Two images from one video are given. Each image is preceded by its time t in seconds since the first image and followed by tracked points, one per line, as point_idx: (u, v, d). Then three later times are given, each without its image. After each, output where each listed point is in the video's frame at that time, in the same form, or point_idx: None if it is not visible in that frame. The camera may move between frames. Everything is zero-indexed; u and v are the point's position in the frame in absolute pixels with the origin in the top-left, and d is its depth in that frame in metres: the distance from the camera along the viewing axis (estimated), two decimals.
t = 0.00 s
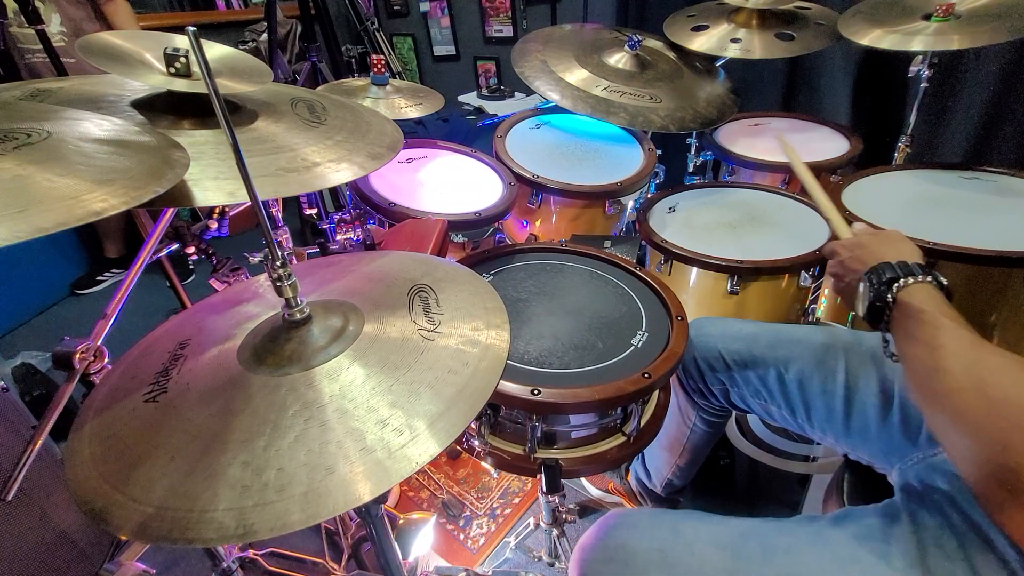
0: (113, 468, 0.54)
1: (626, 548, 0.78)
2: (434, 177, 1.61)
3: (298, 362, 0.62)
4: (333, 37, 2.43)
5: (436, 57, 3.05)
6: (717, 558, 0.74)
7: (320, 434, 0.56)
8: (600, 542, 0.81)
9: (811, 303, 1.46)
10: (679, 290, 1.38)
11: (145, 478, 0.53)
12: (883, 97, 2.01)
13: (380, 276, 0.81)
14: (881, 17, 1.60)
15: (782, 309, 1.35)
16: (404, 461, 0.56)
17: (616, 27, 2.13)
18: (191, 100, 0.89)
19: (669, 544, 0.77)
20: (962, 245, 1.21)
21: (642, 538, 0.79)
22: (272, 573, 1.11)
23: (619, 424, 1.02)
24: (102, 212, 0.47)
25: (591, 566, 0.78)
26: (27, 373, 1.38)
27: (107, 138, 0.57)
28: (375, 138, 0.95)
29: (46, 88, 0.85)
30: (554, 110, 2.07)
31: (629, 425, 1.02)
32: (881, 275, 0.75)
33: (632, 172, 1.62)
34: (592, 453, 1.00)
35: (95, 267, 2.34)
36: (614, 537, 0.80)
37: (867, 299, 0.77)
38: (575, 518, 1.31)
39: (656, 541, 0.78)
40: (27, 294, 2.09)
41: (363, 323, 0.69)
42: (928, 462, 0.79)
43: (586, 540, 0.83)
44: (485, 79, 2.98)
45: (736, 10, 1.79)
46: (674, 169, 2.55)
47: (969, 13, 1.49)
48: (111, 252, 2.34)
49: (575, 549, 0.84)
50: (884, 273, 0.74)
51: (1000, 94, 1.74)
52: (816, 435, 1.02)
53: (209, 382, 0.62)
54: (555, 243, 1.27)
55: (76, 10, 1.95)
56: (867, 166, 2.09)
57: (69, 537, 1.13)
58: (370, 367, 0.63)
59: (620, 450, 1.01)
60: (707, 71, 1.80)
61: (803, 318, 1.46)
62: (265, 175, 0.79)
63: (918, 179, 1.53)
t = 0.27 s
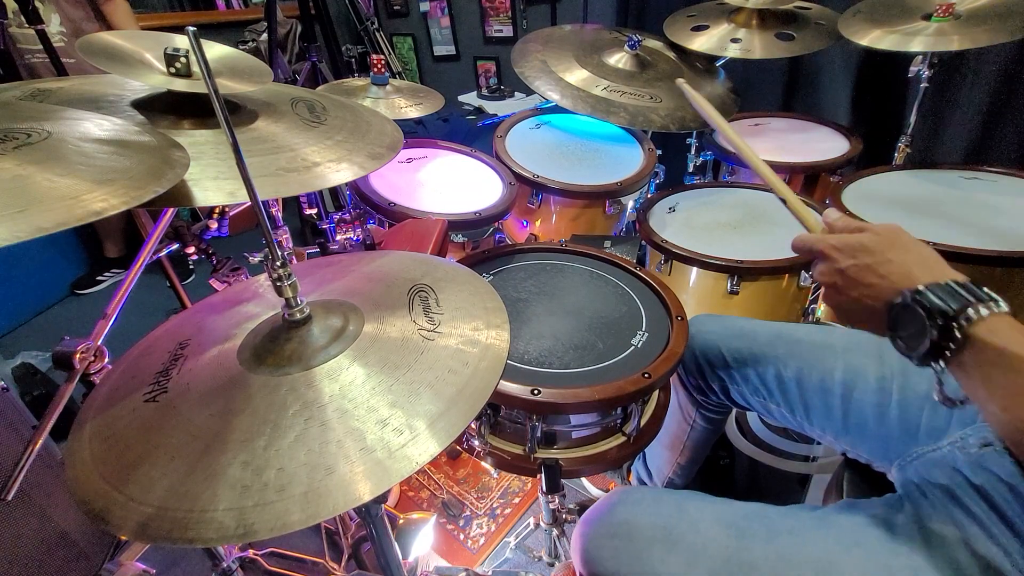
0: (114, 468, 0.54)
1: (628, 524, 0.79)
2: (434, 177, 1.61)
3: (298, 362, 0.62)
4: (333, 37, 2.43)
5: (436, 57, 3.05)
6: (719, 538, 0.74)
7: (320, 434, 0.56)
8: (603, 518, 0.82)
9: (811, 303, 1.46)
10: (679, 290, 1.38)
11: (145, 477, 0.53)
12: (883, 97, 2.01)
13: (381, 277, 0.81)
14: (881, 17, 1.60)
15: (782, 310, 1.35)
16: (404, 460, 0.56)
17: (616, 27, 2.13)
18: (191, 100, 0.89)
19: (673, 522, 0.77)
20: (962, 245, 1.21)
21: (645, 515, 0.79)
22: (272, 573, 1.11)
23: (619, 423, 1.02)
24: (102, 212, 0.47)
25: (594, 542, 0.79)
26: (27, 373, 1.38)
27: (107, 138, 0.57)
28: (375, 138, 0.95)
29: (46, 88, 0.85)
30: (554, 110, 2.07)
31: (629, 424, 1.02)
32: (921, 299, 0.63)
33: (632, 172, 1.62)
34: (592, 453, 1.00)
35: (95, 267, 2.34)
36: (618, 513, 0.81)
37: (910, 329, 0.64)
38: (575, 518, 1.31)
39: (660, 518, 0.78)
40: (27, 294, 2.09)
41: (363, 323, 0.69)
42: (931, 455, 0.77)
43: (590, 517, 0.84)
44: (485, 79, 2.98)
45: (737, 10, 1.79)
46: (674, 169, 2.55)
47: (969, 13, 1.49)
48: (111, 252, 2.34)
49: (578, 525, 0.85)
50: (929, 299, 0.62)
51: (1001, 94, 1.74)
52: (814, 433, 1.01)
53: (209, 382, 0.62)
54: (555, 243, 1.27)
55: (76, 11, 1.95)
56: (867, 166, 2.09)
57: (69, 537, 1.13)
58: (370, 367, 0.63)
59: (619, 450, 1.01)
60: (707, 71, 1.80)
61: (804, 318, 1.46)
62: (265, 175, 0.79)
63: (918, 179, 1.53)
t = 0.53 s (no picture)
0: (114, 469, 0.54)
1: (631, 525, 0.80)
2: (434, 177, 1.61)
3: (297, 362, 0.62)
4: (333, 36, 2.43)
5: (436, 57, 3.05)
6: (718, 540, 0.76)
7: (320, 434, 0.56)
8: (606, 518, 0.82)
9: (811, 303, 1.45)
10: (679, 290, 1.38)
11: (145, 477, 0.53)
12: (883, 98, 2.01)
13: (381, 277, 0.81)
14: (881, 17, 1.60)
15: (782, 310, 1.35)
16: (404, 460, 0.56)
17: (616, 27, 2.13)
18: (191, 100, 0.89)
19: (674, 522, 0.79)
20: (961, 244, 1.21)
21: (649, 515, 0.81)
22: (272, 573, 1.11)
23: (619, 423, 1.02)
24: (102, 212, 0.47)
25: (597, 542, 0.80)
26: (27, 373, 1.38)
27: (107, 137, 0.57)
28: (375, 138, 0.95)
29: (46, 88, 0.85)
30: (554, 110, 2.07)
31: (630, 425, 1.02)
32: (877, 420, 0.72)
33: (632, 172, 1.62)
34: (592, 453, 1.00)
35: (95, 267, 2.34)
36: (622, 514, 0.82)
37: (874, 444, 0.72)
38: (575, 518, 1.31)
39: (661, 520, 0.79)
40: (27, 294, 2.09)
41: (363, 323, 0.69)
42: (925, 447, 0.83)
43: (594, 518, 0.84)
44: (485, 79, 2.98)
45: (737, 10, 1.79)
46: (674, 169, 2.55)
47: (969, 13, 1.49)
48: (111, 252, 2.34)
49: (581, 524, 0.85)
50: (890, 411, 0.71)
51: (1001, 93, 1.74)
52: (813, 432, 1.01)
53: (209, 381, 0.62)
54: (555, 243, 1.27)
55: (76, 10, 1.95)
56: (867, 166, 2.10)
57: (69, 536, 1.13)
58: (370, 367, 0.63)
59: (618, 450, 1.01)
60: (707, 71, 1.80)
61: (803, 318, 1.46)
62: (265, 175, 0.79)
63: (918, 179, 1.53)
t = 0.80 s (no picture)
0: (114, 469, 0.54)
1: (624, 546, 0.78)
2: (434, 177, 1.61)
3: (298, 362, 0.62)
4: (333, 36, 2.43)
5: (436, 57, 3.05)
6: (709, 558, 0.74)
7: (320, 434, 0.56)
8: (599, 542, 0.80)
9: (811, 303, 1.45)
10: (679, 290, 1.38)
11: (146, 477, 0.53)
12: (883, 97, 2.01)
13: (381, 278, 0.81)
14: (881, 17, 1.60)
15: (782, 310, 1.35)
16: (404, 460, 0.56)
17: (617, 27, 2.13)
18: (191, 100, 0.89)
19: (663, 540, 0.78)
20: (960, 244, 1.21)
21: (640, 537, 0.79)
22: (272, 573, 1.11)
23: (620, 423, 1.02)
24: (102, 212, 0.47)
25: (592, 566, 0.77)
26: (27, 373, 1.38)
27: (107, 137, 0.57)
28: (375, 138, 0.95)
29: (46, 88, 0.85)
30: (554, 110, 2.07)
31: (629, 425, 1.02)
32: (879, 445, 0.59)
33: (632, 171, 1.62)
34: (591, 453, 1.00)
35: (95, 267, 2.34)
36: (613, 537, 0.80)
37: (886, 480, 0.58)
38: (576, 518, 1.31)
39: (650, 539, 0.78)
40: (27, 294, 2.09)
41: (363, 323, 0.69)
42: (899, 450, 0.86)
43: (588, 544, 0.82)
44: (485, 79, 2.98)
45: (737, 9, 1.79)
46: (675, 169, 2.55)
47: (969, 13, 1.48)
48: (111, 252, 2.34)
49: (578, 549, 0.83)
50: (893, 435, 0.58)
51: (1002, 93, 1.73)
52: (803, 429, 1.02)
53: (209, 381, 0.62)
54: (555, 243, 1.26)
55: (76, 11, 1.95)
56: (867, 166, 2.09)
57: (70, 537, 1.13)
58: (370, 367, 0.63)
59: (618, 451, 1.01)
60: (707, 71, 1.80)
61: (803, 318, 1.45)
62: (265, 174, 0.78)
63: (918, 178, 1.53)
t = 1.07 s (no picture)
0: (114, 469, 0.54)
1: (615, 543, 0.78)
2: (434, 177, 1.61)
3: (298, 362, 0.62)
4: (333, 36, 2.43)
5: (437, 57, 3.05)
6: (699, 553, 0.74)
7: (321, 435, 0.56)
8: (593, 538, 0.80)
9: (812, 303, 1.45)
10: (679, 290, 1.38)
11: (146, 478, 0.53)
12: (883, 98, 2.01)
13: (381, 279, 0.81)
14: (881, 17, 1.60)
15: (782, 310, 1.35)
16: (404, 460, 0.56)
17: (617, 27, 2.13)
18: (191, 100, 0.89)
19: (653, 536, 0.77)
20: (959, 245, 1.21)
21: (632, 534, 0.78)
22: (271, 573, 1.11)
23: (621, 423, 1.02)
24: (102, 211, 0.47)
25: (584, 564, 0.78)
26: (27, 373, 1.38)
27: (107, 137, 0.57)
28: (375, 138, 0.95)
29: (46, 88, 0.85)
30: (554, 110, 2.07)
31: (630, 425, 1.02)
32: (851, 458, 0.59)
33: (632, 171, 1.62)
34: (591, 452, 1.00)
35: (95, 267, 2.34)
36: (605, 534, 0.80)
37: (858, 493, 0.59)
38: (576, 518, 1.31)
39: (640, 535, 0.78)
40: (27, 294, 2.09)
41: (363, 324, 0.69)
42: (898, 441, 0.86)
43: (582, 539, 0.82)
44: (485, 79, 2.98)
45: (737, 9, 1.79)
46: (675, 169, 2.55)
47: (969, 13, 1.49)
48: (111, 252, 2.34)
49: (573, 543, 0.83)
50: (862, 444, 0.59)
51: (1002, 93, 1.73)
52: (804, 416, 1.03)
53: (209, 382, 0.62)
54: (555, 243, 1.26)
55: (76, 11, 1.95)
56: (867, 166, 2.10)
57: (70, 537, 1.13)
58: (370, 367, 0.63)
59: (617, 450, 1.01)
60: (707, 71, 1.80)
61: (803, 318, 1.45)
62: (265, 174, 0.79)
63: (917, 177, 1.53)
